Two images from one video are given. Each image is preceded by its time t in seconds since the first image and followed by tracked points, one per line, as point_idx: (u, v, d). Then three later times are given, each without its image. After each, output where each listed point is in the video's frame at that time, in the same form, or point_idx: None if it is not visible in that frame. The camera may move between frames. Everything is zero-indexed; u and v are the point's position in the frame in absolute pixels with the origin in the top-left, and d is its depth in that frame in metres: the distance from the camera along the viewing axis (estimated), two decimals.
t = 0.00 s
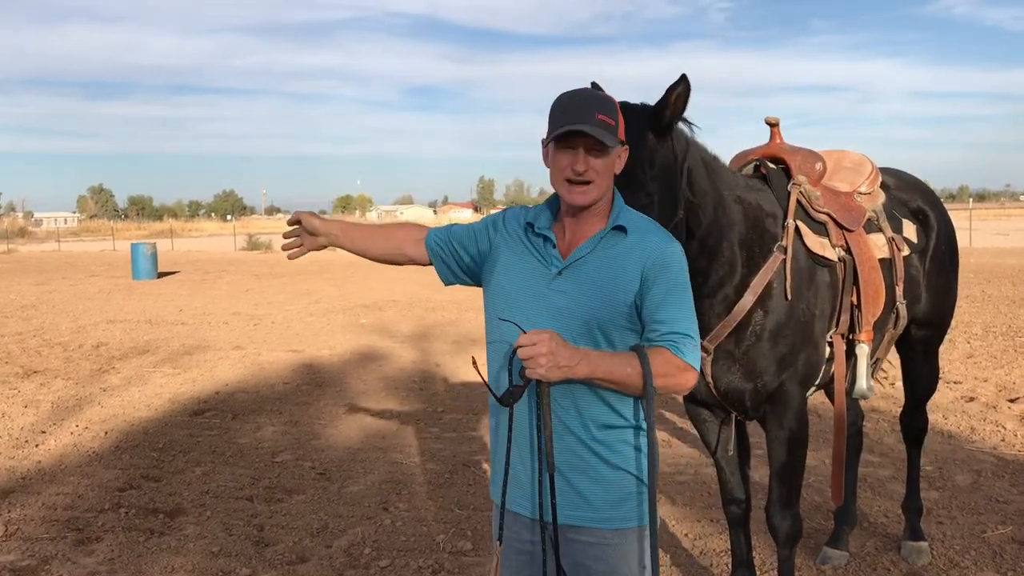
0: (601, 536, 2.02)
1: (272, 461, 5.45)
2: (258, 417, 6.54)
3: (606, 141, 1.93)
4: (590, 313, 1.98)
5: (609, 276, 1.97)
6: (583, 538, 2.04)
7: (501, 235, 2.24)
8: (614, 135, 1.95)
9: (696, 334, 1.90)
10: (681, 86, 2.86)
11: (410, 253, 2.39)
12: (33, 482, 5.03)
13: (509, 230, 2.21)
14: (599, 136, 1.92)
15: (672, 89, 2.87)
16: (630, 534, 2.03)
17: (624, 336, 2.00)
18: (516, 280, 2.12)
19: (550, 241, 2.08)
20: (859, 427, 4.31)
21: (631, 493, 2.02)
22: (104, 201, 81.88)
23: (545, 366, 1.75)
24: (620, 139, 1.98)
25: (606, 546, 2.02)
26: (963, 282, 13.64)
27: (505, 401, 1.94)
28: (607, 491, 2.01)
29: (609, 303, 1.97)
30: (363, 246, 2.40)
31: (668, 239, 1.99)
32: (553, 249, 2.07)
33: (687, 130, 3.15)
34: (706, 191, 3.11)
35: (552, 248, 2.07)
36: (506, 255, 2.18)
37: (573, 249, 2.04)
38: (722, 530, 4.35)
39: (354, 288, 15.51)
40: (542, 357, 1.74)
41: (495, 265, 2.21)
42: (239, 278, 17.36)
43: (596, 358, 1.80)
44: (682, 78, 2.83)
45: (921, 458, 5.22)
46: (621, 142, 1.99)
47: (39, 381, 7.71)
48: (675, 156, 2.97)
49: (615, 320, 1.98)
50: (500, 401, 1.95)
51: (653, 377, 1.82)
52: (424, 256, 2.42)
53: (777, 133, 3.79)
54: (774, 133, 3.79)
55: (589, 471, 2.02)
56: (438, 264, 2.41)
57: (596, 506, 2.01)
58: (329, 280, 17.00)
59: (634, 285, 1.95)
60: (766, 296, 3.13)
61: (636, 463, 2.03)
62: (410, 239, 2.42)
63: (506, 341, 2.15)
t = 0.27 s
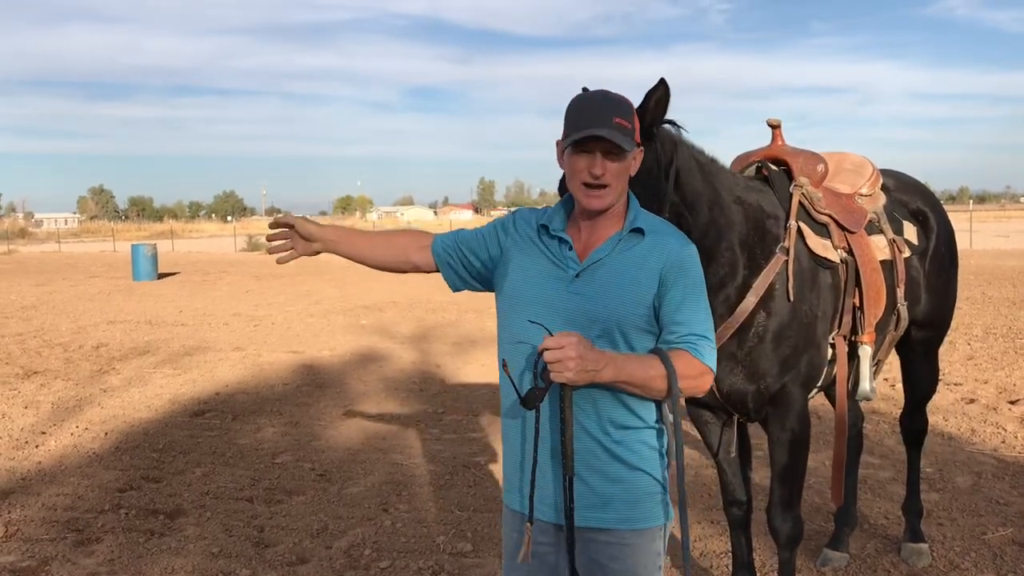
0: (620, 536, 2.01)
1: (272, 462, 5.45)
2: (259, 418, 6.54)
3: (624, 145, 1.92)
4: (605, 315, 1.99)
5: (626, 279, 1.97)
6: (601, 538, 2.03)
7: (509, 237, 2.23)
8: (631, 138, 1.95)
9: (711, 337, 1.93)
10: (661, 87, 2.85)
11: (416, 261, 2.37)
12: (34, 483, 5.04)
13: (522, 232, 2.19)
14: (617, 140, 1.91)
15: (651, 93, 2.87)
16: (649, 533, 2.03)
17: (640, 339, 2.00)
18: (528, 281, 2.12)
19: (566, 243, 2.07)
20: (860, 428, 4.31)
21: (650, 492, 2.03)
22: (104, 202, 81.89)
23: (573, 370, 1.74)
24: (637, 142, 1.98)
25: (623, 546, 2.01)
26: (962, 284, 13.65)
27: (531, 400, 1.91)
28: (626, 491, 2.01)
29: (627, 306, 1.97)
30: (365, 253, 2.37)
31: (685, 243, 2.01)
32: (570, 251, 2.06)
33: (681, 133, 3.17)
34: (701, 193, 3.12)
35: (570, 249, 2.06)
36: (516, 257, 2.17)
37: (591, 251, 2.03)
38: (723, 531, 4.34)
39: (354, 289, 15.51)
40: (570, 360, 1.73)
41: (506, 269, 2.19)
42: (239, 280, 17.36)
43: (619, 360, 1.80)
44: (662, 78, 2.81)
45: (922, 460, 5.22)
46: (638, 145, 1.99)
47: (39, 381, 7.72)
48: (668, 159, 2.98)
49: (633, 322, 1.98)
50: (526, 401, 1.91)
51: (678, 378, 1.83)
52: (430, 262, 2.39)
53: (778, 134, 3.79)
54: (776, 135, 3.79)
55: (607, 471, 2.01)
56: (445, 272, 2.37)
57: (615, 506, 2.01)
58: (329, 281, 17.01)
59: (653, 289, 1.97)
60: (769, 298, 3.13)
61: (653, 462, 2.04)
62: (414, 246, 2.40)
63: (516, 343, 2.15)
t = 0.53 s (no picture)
0: (630, 537, 2.01)
1: (274, 463, 5.46)
2: (261, 419, 6.55)
3: (631, 150, 1.92)
4: (614, 318, 2.00)
5: (636, 281, 1.99)
6: (609, 539, 2.03)
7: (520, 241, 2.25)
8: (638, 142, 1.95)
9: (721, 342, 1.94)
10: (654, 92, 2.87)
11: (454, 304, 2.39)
12: (37, 483, 5.05)
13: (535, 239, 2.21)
14: (623, 145, 1.91)
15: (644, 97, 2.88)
16: (658, 534, 2.03)
17: (650, 341, 2.00)
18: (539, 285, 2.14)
19: (577, 248, 2.08)
20: (862, 430, 4.31)
21: (658, 493, 2.03)
22: (106, 203, 81.98)
23: (595, 377, 1.72)
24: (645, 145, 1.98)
25: (632, 548, 2.02)
26: (964, 286, 13.64)
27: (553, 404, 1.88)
28: (636, 492, 2.01)
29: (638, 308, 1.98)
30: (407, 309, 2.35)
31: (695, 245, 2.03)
32: (581, 255, 2.07)
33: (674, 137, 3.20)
34: (698, 194, 3.13)
35: (581, 255, 2.07)
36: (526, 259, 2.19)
37: (602, 256, 2.04)
38: (724, 533, 4.35)
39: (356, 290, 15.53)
40: (592, 368, 1.72)
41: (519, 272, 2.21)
42: (241, 280, 17.37)
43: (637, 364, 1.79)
44: (654, 83, 2.85)
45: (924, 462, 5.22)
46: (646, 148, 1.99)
47: (41, 382, 7.74)
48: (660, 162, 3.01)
49: (645, 327, 1.99)
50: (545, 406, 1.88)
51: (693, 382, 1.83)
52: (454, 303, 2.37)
53: (781, 137, 3.80)
54: (778, 137, 3.80)
55: (616, 472, 2.01)
56: (472, 311, 2.33)
57: (625, 507, 2.01)
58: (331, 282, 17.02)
59: (663, 292, 1.97)
60: (772, 300, 3.14)
61: (662, 465, 2.04)
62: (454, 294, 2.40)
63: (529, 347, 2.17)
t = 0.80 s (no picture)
0: (636, 539, 2.02)
1: (276, 465, 5.47)
2: (264, 421, 6.55)
3: (624, 152, 1.91)
4: (620, 319, 2.01)
5: (645, 282, 2.00)
6: (615, 541, 2.03)
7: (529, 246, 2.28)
8: (634, 145, 1.94)
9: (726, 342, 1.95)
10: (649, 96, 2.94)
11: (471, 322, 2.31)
12: (40, 484, 5.06)
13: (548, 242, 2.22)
14: (616, 150, 1.91)
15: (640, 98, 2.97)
16: (664, 537, 2.03)
17: (656, 342, 2.00)
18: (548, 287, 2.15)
19: (588, 252, 2.10)
20: (864, 432, 4.31)
21: (665, 495, 2.03)
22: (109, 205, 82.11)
23: (611, 378, 1.68)
24: (644, 147, 1.96)
25: (637, 550, 2.02)
26: (968, 289, 13.62)
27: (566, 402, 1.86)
28: (642, 495, 2.01)
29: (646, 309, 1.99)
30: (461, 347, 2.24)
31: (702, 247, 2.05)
32: (592, 259, 2.09)
33: (672, 141, 3.20)
34: (698, 198, 3.14)
35: (592, 257, 2.08)
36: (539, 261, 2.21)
37: (612, 258, 2.06)
38: (727, 535, 4.35)
39: (358, 292, 15.54)
40: (609, 367, 1.67)
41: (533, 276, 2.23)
42: (243, 282, 17.39)
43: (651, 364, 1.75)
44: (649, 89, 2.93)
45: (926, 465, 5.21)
46: (647, 150, 1.97)
47: (44, 383, 7.74)
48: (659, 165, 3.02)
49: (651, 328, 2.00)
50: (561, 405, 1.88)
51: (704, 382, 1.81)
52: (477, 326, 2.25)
53: (783, 139, 3.80)
54: (780, 139, 3.80)
55: (623, 475, 2.02)
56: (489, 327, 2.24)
57: (632, 508, 2.01)
58: (333, 284, 17.03)
59: (669, 291, 1.99)
60: (775, 302, 3.14)
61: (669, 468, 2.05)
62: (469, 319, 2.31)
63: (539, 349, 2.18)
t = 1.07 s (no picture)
0: (642, 543, 2.01)
1: (278, 466, 5.47)
2: (265, 421, 6.56)
3: (628, 163, 1.92)
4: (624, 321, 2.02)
5: (653, 286, 2.01)
6: (620, 544, 2.03)
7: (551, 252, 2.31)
8: (640, 155, 1.94)
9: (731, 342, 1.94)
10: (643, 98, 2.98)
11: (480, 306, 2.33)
12: (41, 485, 5.06)
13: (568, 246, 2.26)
14: (617, 162, 1.91)
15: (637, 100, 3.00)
16: (671, 541, 2.03)
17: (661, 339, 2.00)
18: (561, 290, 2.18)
19: (605, 255, 2.11)
20: (866, 433, 4.31)
21: (672, 500, 2.03)
22: (111, 205, 82.24)
23: (615, 368, 1.65)
24: (652, 157, 1.95)
25: (641, 554, 2.02)
26: (969, 290, 13.61)
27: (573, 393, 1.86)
28: (648, 498, 2.02)
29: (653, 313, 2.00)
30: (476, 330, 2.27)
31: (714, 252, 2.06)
32: (608, 263, 2.10)
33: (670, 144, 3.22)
34: (697, 200, 3.14)
35: (608, 262, 2.10)
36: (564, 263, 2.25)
37: (627, 264, 2.07)
38: (729, 536, 4.35)
39: (360, 293, 15.55)
40: (615, 357, 1.64)
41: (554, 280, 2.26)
42: (245, 282, 17.42)
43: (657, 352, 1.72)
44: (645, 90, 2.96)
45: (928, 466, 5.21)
46: (656, 160, 1.96)
47: (46, 384, 7.75)
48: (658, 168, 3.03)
49: (660, 327, 2.00)
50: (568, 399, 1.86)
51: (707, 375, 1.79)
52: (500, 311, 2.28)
53: (783, 140, 3.80)
54: (781, 141, 3.80)
55: (629, 478, 2.03)
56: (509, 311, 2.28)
57: (640, 511, 2.01)
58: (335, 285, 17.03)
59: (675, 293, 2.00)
60: (776, 303, 3.14)
61: (677, 472, 2.04)
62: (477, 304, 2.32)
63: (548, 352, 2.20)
